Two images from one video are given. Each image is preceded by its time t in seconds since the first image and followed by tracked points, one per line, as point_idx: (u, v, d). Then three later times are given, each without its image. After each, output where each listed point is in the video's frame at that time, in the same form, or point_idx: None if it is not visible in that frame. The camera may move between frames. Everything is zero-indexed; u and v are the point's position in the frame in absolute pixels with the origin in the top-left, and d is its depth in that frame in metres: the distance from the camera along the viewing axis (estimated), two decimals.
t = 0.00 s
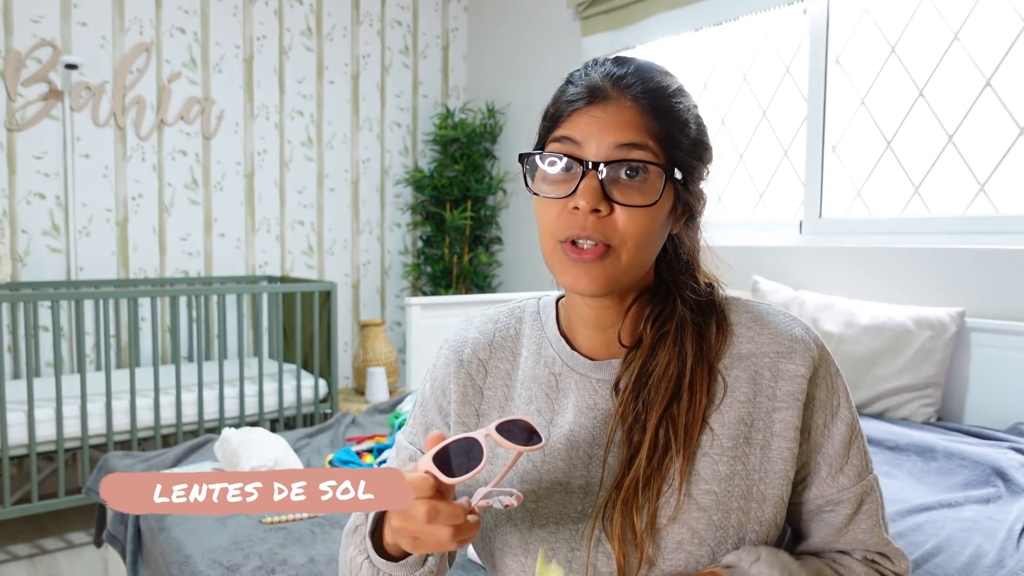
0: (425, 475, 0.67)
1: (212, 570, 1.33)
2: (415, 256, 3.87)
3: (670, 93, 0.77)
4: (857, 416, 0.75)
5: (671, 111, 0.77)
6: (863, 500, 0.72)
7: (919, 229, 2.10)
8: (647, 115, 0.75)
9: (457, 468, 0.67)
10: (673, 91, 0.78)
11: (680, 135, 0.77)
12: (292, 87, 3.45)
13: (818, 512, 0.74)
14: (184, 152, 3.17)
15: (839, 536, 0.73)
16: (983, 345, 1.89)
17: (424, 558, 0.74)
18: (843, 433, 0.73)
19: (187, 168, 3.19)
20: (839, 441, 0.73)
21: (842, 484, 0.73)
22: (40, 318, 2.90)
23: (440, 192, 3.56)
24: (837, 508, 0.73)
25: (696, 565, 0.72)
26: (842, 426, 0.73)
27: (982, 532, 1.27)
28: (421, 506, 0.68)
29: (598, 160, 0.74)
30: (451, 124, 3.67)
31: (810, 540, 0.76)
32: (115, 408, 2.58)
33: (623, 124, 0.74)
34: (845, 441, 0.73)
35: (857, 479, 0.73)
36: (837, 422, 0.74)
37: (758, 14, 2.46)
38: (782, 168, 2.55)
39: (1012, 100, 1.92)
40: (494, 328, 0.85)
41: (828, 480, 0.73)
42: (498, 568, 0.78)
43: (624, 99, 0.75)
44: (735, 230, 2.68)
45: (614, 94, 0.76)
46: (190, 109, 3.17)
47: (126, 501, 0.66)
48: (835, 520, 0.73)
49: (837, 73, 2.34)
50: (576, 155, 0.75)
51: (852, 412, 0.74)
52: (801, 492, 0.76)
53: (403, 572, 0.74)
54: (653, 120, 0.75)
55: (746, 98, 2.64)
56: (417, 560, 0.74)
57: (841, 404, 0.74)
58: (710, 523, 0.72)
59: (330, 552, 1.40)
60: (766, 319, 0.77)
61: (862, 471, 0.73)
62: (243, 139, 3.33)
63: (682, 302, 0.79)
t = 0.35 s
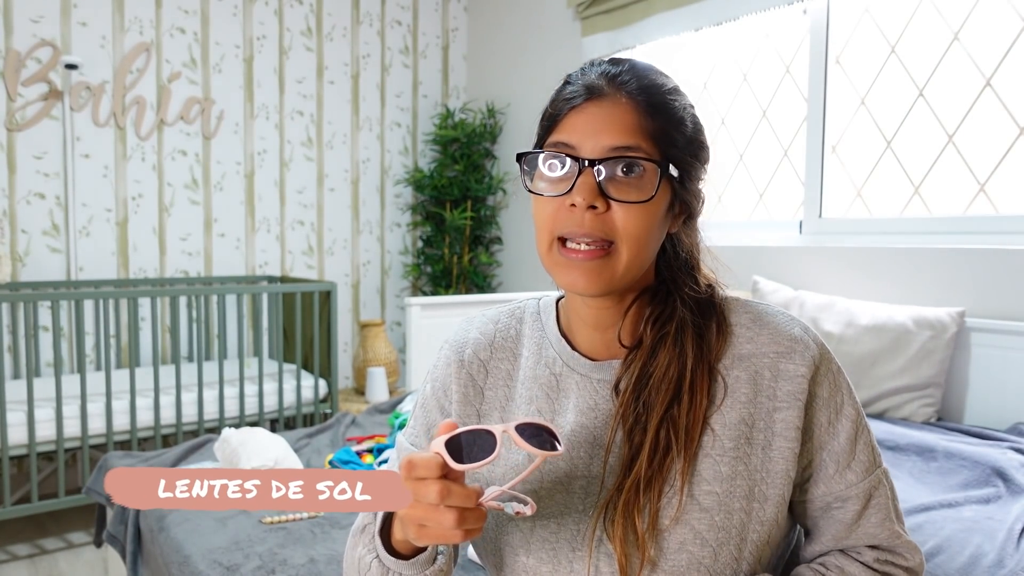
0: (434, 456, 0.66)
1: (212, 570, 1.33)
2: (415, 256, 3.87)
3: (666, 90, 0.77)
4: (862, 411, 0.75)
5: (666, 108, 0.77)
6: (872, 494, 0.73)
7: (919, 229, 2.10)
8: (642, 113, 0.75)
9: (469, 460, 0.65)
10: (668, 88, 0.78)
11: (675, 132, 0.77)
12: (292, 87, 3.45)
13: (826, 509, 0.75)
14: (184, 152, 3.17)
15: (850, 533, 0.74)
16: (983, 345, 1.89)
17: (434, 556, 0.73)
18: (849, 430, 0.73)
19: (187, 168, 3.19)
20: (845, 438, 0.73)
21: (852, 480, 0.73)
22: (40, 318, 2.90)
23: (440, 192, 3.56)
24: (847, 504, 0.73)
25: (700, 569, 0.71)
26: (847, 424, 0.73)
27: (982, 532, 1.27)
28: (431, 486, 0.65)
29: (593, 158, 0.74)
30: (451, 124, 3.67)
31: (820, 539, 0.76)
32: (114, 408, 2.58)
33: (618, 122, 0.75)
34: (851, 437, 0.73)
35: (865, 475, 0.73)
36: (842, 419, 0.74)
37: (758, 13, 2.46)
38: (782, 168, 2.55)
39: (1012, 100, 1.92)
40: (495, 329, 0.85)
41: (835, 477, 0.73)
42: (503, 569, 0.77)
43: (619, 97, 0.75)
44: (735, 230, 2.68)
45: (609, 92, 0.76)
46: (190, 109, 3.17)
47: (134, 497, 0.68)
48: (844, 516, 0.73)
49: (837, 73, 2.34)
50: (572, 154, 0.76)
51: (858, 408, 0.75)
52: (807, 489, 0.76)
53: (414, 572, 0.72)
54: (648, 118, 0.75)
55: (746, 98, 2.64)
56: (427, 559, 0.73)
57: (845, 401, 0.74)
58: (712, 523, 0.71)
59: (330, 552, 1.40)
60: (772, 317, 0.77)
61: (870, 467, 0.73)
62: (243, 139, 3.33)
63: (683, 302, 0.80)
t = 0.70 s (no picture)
0: (434, 436, 0.64)
1: (212, 570, 1.33)
2: (415, 256, 3.88)
3: (661, 90, 0.77)
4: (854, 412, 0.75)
5: (662, 109, 0.76)
6: (863, 496, 0.73)
7: (919, 229, 2.10)
8: (638, 115, 0.75)
9: (471, 443, 0.65)
10: (664, 88, 0.78)
11: (672, 133, 0.77)
12: (292, 87, 3.45)
13: (817, 509, 0.75)
14: (184, 152, 3.17)
15: (841, 533, 0.74)
16: (983, 345, 1.89)
17: (441, 553, 0.72)
18: (841, 429, 0.73)
19: (187, 168, 3.19)
20: (837, 437, 0.73)
21: (842, 479, 0.73)
22: (40, 318, 2.90)
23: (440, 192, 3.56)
24: (837, 503, 0.73)
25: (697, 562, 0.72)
26: (840, 423, 0.74)
27: (982, 532, 1.27)
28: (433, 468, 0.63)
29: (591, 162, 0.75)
30: (451, 124, 3.67)
31: (810, 538, 0.76)
32: (115, 408, 2.58)
33: (615, 126, 0.75)
34: (844, 436, 0.73)
35: (854, 475, 0.73)
36: (835, 418, 0.74)
37: (758, 13, 2.46)
38: (782, 168, 2.55)
39: (1012, 99, 1.92)
40: (494, 327, 0.84)
41: (826, 476, 0.74)
42: (501, 566, 0.78)
43: (615, 100, 0.75)
44: (735, 230, 2.68)
45: (605, 95, 0.76)
46: (190, 109, 3.17)
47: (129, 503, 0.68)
48: (836, 517, 0.74)
49: (837, 72, 2.34)
50: (570, 159, 0.76)
51: (851, 410, 0.75)
52: (799, 488, 0.76)
53: (421, 566, 0.71)
54: (644, 120, 0.75)
55: (746, 98, 2.64)
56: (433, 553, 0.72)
57: (839, 401, 0.74)
58: (710, 517, 0.72)
59: (330, 552, 1.40)
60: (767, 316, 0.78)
61: (860, 467, 0.74)
62: (244, 139, 3.33)
63: (681, 299, 0.80)
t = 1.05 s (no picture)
0: (436, 409, 0.60)
1: (212, 570, 1.33)
2: (415, 256, 3.88)
3: (646, 98, 0.77)
4: (831, 399, 0.74)
5: (648, 118, 0.76)
6: (836, 481, 0.69)
7: (919, 230, 2.10)
8: (626, 124, 0.75)
9: (474, 410, 0.61)
10: (648, 93, 0.78)
11: (658, 141, 0.77)
12: (292, 87, 3.45)
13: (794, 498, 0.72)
14: (184, 152, 3.17)
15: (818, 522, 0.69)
16: (984, 345, 1.88)
17: (453, 540, 0.65)
18: (818, 415, 0.72)
19: (187, 168, 3.19)
20: (812, 421, 0.72)
21: (808, 465, 0.71)
22: (40, 318, 2.90)
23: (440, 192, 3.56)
24: (807, 487, 0.70)
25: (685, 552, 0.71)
26: (816, 409, 0.73)
27: (982, 532, 1.27)
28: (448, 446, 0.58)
29: (581, 173, 0.74)
30: (451, 124, 3.67)
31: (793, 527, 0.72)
32: (115, 408, 2.58)
33: (604, 136, 0.74)
34: (820, 420, 0.72)
35: (830, 459, 0.71)
36: (812, 404, 0.73)
37: (758, 13, 2.46)
38: (781, 168, 2.55)
39: (1012, 99, 1.92)
40: (485, 326, 0.84)
41: (795, 462, 0.72)
42: (493, 563, 0.77)
43: (603, 110, 0.75)
44: (735, 230, 2.68)
45: (592, 105, 0.75)
46: (190, 109, 3.17)
47: (132, 496, 0.71)
48: (808, 503, 0.70)
49: (837, 73, 2.34)
50: (560, 169, 0.75)
51: (829, 395, 0.74)
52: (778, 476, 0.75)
53: (434, 555, 0.64)
54: (632, 129, 0.75)
55: (746, 98, 2.64)
56: (446, 540, 0.64)
57: (815, 386, 0.74)
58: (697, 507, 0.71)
59: (330, 552, 1.40)
60: (742, 307, 0.78)
61: (837, 455, 0.71)
62: (244, 139, 3.33)
63: (665, 290, 0.80)
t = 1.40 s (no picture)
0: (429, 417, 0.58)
1: (212, 570, 1.33)
2: (415, 256, 3.89)
3: (619, 105, 0.78)
4: (809, 388, 0.75)
5: (622, 126, 0.77)
6: (816, 468, 0.69)
7: (920, 229, 2.10)
8: (602, 134, 0.75)
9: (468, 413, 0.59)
10: (620, 99, 0.79)
11: (632, 148, 0.78)
12: (292, 87, 3.45)
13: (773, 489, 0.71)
14: (184, 152, 3.17)
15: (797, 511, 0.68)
16: (983, 345, 1.89)
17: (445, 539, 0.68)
18: (795, 405, 0.73)
19: (187, 168, 3.19)
20: (790, 411, 0.73)
21: (791, 451, 0.71)
22: (40, 318, 2.90)
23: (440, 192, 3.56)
24: (785, 474, 0.70)
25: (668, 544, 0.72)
26: (794, 398, 0.74)
27: (982, 532, 1.27)
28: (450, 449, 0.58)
29: (561, 184, 0.74)
30: (451, 124, 3.67)
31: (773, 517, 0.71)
32: (115, 408, 2.58)
33: (582, 147, 0.74)
34: (797, 409, 0.73)
35: (807, 447, 0.71)
36: (790, 393, 0.74)
37: (758, 13, 2.46)
38: (781, 168, 2.55)
39: (1012, 99, 1.92)
40: (470, 328, 0.86)
41: (776, 450, 0.72)
42: (479, 563, 0.79)
43: (579, 120, 0.75)
44: (734, 230, 2.69)
45: (568, 116, 0.75)
46: (190, 109, 3.17)
47: (128, 502, 0.68)
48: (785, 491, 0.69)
49: (837, 73, 2.34)
50: (539, 181, 0.75)
51: (805, 382, 0.75)
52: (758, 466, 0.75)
53: (427, 555, 0.67)
54: (607, 139, 0.75)
55: (746, 98, 2.64)
56: (440, 541, 0.67)
57: (793, 375, 0.75)
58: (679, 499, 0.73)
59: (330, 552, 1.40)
60: (716, 303, 0.81)
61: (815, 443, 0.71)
62: (244, 139, 3.33)
63: (643, 283, 0.82)
